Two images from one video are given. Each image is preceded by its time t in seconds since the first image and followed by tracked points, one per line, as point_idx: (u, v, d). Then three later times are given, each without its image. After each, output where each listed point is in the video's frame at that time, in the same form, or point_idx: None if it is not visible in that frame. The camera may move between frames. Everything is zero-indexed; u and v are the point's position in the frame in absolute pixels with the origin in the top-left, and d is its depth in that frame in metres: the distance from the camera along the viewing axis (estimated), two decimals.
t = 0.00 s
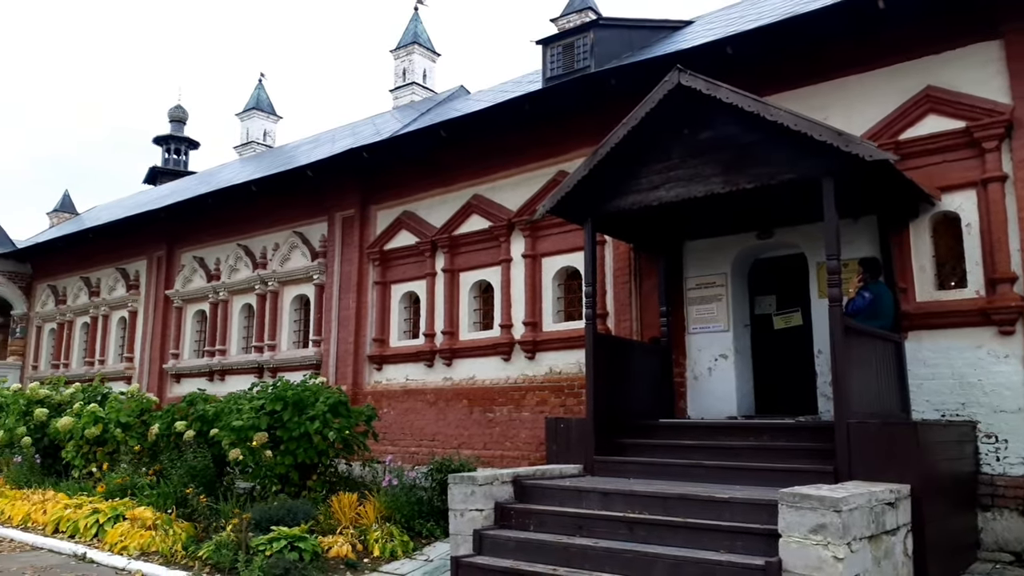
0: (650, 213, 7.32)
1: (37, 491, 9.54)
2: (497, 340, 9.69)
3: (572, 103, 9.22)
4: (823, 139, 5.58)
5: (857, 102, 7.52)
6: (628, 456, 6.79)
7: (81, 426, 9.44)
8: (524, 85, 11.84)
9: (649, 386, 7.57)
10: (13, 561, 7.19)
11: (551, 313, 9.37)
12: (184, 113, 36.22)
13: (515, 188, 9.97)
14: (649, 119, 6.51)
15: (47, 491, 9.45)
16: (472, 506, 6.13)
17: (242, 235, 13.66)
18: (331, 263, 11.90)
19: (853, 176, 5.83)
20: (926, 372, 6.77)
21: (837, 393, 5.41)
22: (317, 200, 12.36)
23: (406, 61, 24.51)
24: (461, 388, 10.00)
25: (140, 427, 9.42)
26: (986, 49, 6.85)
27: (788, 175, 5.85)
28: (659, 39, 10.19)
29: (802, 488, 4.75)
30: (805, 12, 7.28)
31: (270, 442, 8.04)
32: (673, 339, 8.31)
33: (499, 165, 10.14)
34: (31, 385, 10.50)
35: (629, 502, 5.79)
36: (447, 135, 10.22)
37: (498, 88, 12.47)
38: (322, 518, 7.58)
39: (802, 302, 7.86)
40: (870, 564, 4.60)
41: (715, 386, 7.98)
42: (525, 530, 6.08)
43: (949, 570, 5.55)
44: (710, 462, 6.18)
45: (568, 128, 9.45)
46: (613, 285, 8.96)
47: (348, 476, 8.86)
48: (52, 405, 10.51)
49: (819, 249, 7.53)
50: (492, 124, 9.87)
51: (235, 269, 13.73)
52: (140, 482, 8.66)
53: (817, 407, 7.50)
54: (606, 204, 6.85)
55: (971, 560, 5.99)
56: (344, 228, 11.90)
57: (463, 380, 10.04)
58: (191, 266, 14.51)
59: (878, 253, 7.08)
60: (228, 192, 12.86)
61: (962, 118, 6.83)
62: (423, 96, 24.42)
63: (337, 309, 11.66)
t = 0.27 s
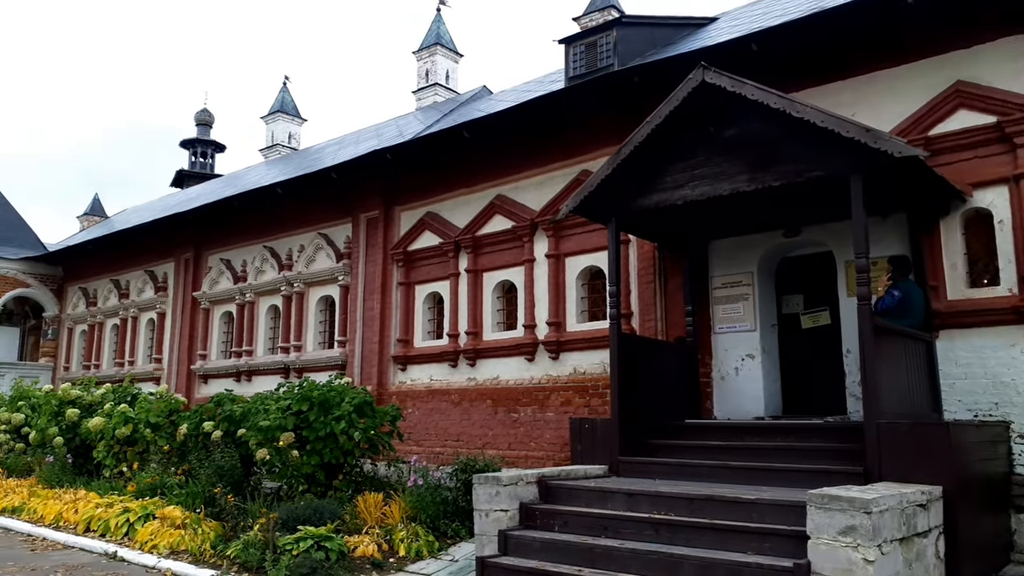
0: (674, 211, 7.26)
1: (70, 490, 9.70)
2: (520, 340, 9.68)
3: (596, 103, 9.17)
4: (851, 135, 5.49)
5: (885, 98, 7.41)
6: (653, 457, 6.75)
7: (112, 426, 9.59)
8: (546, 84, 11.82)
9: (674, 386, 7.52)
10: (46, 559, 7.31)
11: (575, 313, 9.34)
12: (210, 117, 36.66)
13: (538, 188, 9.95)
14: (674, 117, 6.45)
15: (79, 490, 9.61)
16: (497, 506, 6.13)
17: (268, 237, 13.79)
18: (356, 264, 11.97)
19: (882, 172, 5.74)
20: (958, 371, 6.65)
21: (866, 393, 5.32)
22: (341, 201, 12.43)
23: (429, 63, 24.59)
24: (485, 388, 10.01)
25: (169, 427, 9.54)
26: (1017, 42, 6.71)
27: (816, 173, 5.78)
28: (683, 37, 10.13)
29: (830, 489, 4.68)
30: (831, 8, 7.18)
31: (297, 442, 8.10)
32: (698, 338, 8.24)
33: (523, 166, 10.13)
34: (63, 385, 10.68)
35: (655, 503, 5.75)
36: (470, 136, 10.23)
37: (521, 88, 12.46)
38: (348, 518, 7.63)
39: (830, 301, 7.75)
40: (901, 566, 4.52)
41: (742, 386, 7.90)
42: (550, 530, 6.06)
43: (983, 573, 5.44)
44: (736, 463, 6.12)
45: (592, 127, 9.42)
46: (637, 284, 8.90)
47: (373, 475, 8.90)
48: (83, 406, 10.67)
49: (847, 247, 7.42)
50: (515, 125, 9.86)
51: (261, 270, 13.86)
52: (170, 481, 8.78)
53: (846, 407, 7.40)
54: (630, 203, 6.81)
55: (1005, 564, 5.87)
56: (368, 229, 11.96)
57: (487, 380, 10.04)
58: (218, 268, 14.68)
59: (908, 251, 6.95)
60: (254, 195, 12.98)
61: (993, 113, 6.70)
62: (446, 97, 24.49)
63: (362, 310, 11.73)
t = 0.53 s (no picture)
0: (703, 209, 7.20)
1: (107, 488, 9.90)
2: (548, 340, 9.67)
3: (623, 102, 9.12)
4: (884, 131, 5.38)
5: (918, 93, 7.28)
6: (683, 457, 6.70)
7: (147, 426, 9.77)
8: (573, 84, 11.80)
9: (704, 386, 7.46)
10: (85, 556, 7.47)
11: (603, 313, 9.31)
12: (241, 121, 37.16)
13: (566, 188, 9.93)
14: (702, 115, 6.38)
15: (116, 488, 9.80)
16: (527, 506, 6.14)
17: (298, 239, 13.94)
18: (385, 265, 12.06)
19: (916, 167, 5.63)
20: (996, 370, 6.51)
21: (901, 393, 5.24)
22: (370, 203, 12.52)
23: (457, 64, 24.68)
24: (514, 388, 10.01)
25: (203, 426, 9.69)
26: None
27: (848, 169, 5.69)
28: (711, 34, 10.05)
29: (865, 490, 4.61)
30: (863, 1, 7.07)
31: (328, 442, 8.18)
32: (729, 337, 8.16)
33: (550, 165, 10.12)
34: (100, 386, 10.90)
35: (686, 504, 5.72)
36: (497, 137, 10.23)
37: (548, 87, 12.45)
38: (378, 517, 7.70)
39: (863, 299, 7.63)
40: (938, 568, 4.45)
41: (773, 386, 7.81)
42: (580, 530, 6.05)
43: None
44: (768, 463, 6.06)
45: (619, 126, 9.37)
46: (666, 283, 8.84)
47: (403, 475, 8.96)
48: (120, 406, 10.88)
49: (881, 244, 7.29)
50: (542, 125, 9.85)
51: (292, 272, 14.02)
52: (204, 480, 8.92)
53: (880, 407, 7.28)
54: (659, 201, 6.77)
55: None
56: (396, 230, 12.04)
57: (516, 380, 10.05)
58: (250, 270, 14.88)
59: (943, 248, 6.80)
60: (285, 198, 13.13)
61: None
62: (473, 98, 24.56)
63: (391, 310, 11.81)
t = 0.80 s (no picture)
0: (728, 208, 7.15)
1: (138, 488, 10.06)
2: (572, 340, 9.65)
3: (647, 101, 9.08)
4: (912, 127, 5.30)
5: (947, 88, 7.16)
6: (709, 458, 6.66)
7: (177, 426, 9.91)
8: (596, 83, 11.78)
9: (730, 386, 7.40)
10: (117, 555, 7.59)
11: (627, 313, 9.28)
12: (267, 124, 37.56)
13: (589, 188, 9.91)
14: (726, 113, 6.35)
15: (147, 488, 9.95)
16: (552, 506, 6.14)
17: (324, 241, 14.05)
18: (409, 266, 12.12)
19: (946, 164, 5.54)
20: None
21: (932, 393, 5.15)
22: (395, 205, 12.59)
23: (479, 65, 24.73)
24: (538, 388, 10.01)
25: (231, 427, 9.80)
26: None
27: (876, 166, 5.62)
28: (735, 31, 9.97)
29: (895, 491, 4.55)
30: None
31: (354, 442, 8.24)
32: (755, 337, 8.09)
33: (573, 165, 10.10)
34: (131, 386, 11.08)
35: (712, 505, 5.68)
36: (520, 138, 10.23)
37: (570, 87, 12.44)
38: (405, 517, 7.75)
39: (892, 298, 7.52)
40: (971, 571, 4.37)
41: (801, 386, 7.73)
42: (605, 532, 6.03)
43: None
44: (795, 464, 6.00)
45: (643, 125, 9.34)
46: (691, 282, 8.78)
47: (428, 475, 9.01)
48: (150, 406, 11.05)
49: (910, 242, 7.18)
50: (565, 126, 9.83)
51: (318, 274, 14.14)
52: (233, 480, 9.03)
53: (910, 407, 7.17)
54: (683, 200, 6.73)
55: None
56: (420, 232, 12.09)
57: (540, 381, 10.04)
58: (277, 272, 15.03)
59: (974, 246, 6.70)
60: (310, 201, 13.24)
61: None
62: (496, 98, 24.60)
63: (415, 311, 11.87)
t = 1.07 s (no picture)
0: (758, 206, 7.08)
1: (173, 487, 10.23)
2: (601, 340, 9.62)
3: (674, 99, 9.02)
4: (946, 122, 5.19)
5: (982, 82, 7.02)
6: (739, 458, 6.60)
7: (210, 426, 10.06)
8: (623, 82, 11.74)
9: (761, 385, 7.32)
10: (152, 553, 7.72)
11: (656, 312, 9.23)
12: (296, 127, 37.97)
13: (617, 187, 9.88)
14: (756, 110, 6.29)
15: (181, 487, 10.11)
16: (581, 507, 6.14)
17: (353, 242, 14.17)
18: (437, 267, 12.18)
19: (982, 159, 5.42)
20: None
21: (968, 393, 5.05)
22: (422, 206, 12.66)
23: (506, 66, 24.75)
24: (566, 388, 9.99)
25: (263, 427, 9.92)
26: None
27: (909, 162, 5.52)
28: (764, 27, 9.88)
29: (931, 492, 4.47)
30: None
31: (384, 442, 8.30)
32: (786, 336, 7.99)
33: (601, 165, 10.07)
34: (165, 387, 11.27)
35: (743, 506, 5.63)
36: (547, 138, 10.22)
37: (598, 87, 12.41)
38: (434, 516, 7.79)
39: (927, 296, 7.39)
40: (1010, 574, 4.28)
41: (833, 385, 7.62)
42: (635, 532, 6.00)
43: None
44: (828, 465, 5.92)
45: (671, 124, 9.28)
46: (720, 281, 8.69)
47: (457, 474, 9.04)
48: (184, 406, 11.23)
49: (945, 240, 7.04)
50: (593, 126, 9.81)
51: (347, 274, 14.26)
52: (265, 480, 9.15)
53: (947, 407, 7.03)
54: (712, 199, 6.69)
55: None
56: (448, 232, 12.14)
57: (568, 381, 10.03)
58: (307, 273, 15.19)
59: (1012, 242, 6.56)
60: (339, 203, 13.36)
61: None
62: (522, 99, 24.60)
63: (444, 311, 11.93)
